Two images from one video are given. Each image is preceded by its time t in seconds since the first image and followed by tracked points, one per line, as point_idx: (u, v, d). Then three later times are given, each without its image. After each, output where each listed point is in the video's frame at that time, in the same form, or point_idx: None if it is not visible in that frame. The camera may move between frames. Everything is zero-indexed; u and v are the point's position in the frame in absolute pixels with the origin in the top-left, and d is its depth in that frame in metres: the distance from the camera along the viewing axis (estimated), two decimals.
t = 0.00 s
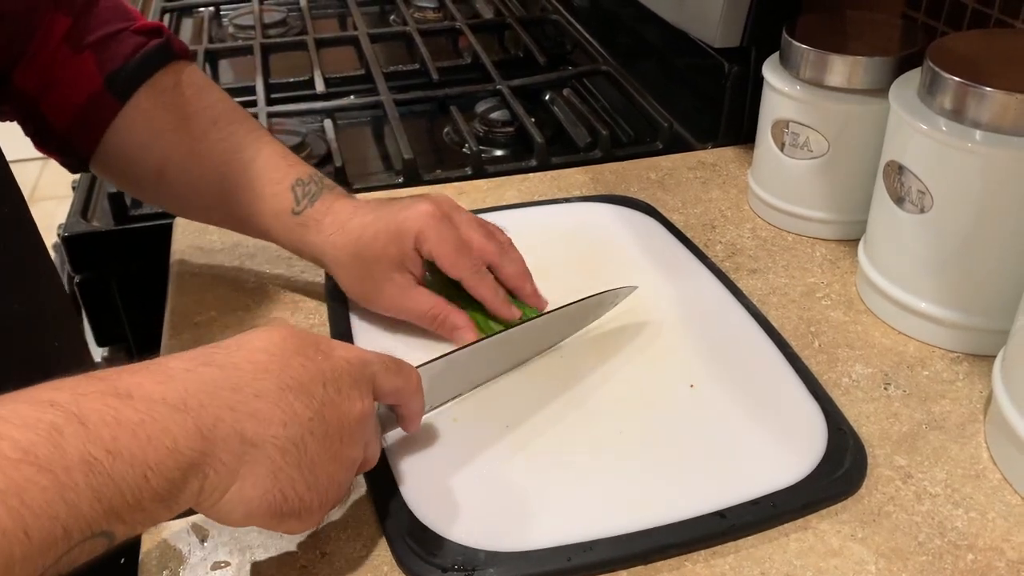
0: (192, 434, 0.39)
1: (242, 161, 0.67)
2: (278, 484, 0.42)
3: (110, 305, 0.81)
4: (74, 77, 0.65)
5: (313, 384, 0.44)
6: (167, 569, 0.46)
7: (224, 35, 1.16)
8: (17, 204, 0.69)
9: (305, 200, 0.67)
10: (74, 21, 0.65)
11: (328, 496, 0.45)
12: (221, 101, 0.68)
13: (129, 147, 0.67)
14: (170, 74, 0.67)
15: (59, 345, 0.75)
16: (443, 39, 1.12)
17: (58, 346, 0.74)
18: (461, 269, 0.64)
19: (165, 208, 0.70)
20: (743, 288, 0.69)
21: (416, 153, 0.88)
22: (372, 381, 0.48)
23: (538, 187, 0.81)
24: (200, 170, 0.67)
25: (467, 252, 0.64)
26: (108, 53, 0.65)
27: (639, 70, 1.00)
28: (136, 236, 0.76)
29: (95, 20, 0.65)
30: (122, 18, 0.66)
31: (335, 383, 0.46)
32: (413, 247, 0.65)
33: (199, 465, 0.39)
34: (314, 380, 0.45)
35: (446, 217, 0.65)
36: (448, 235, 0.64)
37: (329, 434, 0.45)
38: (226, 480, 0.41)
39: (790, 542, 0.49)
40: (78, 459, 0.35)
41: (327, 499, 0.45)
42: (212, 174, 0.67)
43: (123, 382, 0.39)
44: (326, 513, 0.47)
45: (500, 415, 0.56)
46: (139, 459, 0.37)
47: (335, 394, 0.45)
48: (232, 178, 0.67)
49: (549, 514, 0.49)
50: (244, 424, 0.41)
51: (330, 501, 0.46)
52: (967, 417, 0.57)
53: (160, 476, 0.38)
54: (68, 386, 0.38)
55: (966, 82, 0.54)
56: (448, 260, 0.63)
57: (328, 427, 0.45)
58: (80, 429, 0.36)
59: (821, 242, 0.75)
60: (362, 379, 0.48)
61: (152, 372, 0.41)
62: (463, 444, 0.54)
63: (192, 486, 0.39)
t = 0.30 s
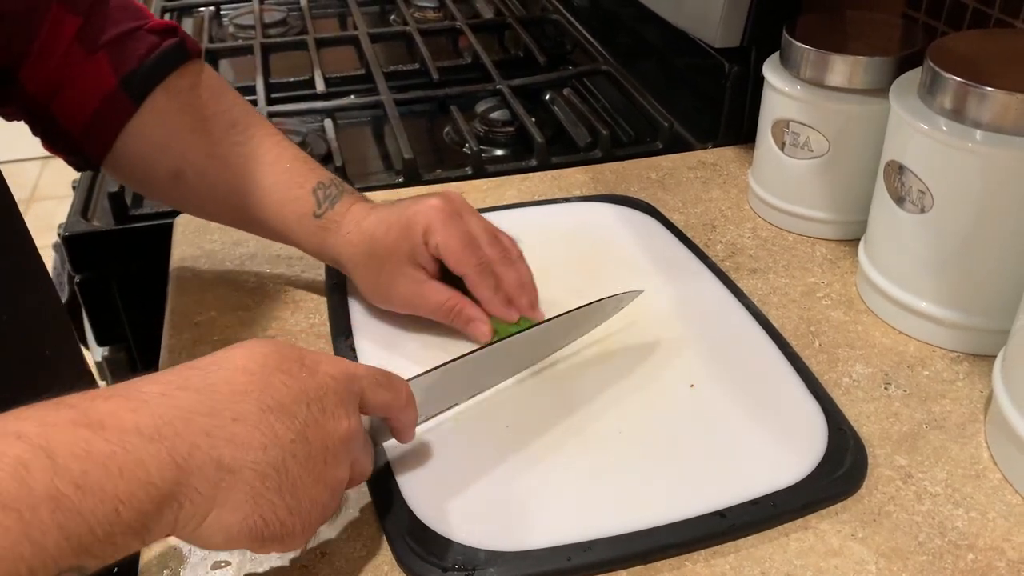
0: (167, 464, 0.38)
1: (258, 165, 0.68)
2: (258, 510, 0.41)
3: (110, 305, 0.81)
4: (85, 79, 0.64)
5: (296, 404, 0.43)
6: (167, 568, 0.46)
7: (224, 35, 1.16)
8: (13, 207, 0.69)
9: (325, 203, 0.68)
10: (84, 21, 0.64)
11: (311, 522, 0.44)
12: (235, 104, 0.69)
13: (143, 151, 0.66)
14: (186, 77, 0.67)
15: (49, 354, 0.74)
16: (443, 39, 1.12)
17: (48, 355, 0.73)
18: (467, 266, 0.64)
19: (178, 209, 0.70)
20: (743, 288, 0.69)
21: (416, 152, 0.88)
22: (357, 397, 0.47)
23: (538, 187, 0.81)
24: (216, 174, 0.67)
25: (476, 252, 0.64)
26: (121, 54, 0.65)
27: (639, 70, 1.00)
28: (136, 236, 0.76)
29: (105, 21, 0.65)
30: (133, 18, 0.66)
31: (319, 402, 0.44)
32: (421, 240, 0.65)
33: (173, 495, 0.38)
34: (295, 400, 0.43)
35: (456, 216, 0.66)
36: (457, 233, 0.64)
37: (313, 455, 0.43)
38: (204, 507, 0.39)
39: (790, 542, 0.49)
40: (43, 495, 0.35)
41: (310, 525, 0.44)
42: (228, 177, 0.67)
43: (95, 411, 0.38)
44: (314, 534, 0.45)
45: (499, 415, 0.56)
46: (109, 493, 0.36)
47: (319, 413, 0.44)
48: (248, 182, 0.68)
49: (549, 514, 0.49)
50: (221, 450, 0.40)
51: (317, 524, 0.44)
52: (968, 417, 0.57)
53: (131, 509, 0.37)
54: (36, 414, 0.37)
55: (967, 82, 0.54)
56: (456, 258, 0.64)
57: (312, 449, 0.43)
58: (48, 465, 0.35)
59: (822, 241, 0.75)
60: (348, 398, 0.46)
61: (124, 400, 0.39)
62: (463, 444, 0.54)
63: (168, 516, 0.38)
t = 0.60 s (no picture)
0: (144, 493, 0.37)
1: (250, 188, 0.67)
2: (237, 535, 0.41)
3: (110, 304, 0.81)
4: (80, 90, 0.64)
5: (280, 429, 0.43)
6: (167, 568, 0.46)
7: (224, 34, 1.16)
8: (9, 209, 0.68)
9: (310, 238, 0.67)
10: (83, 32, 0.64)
11: (292, 545, 0.44)
12: (233, 125, 0.68)
13: (137, 167, 0.66)
14: (182, 95, 0.66)
15: (49, 364, 0.75)
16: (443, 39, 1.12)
17: (47, 365, 0.74)
18: (443, 310, 0.61)
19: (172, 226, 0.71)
20: (743, 288, 0.69)
21: (417, 152, 0.88)
22: (346, 419, 0.47)
23: (538, 186, 0.81)
24: (208, 195, 0.67)
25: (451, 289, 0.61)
26: (118, 67, 0.64)
27: (639, 70, 1.00)
28: (137, 235, 0.76)
29: (107, 32, 0.65)
30: (134, 31, 0.65)
31: (304, 426, 0.44)
32: (394, 285, 0.62)
33: (151, 520, 0.38)
34: (280, 423, 0.43)
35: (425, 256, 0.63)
36: (427, 275, 0.61)
37: (295, 480, 0.43)
38: (182, 532, 0.39)
39: (789, 541, 0.49)
40: (16, 523, 0.34)
41: (291, 548, 0.44)
42: (219, 200, 0.67)
43: (70, 434, 0.37)
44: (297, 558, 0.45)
45: (499, 414, 0.56)
46: (84, 519, 0.36)
47: (303, 438, 0.44)
48: (242, 206, 0.67)
49: (549, 513, 0.49)
50: (199, 474, 0.39)
51: (298, 549, 0.44)
52: (968, 416, 0.57)
53: (108, 536, 0.36)
54: (7, 442, 0.36)
55: (969, 82, 0.54)
56: (430, 300, 0.61)
57: (295, 473, 0.43)
58: (21, 490, 0.35)
59: (822, 240, 0.75)
60: (336, 422, 0.46)
61: (102, 423, 0.39)
62: (464, 443, 0.54)
63: (147, 540, 0.38)
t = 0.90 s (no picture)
0: (126, 487, 0.37)
1: (241, 156, 0.66)
2: (221, 530, 0.40)
3: (111, 302, 0.81)
4: (69, 70, 0.64)
5: (268, 421, 0.42)
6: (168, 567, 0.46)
7: (224, 33, 1.16)
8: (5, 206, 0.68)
9: (304, 198, 0.66)
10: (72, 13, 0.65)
11: (278, 539, 0.43)
12: (224, 95, 0.68)
13: (126, 142, 0.66)
14: (171, 68, 0.67)
15: (54, 368, 0.74)
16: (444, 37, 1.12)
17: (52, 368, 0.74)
18: (466, 287, 0.61)
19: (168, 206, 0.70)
20: (743, 286, 0.69)
21: (417, 150, 0.88)
22: (338, 412, 0.46)
23: (539, 185, 0.81)
24: (196, 164, 0.66)
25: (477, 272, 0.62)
26: (106, 45, 0.65)
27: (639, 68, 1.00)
28: (137, 234, 0.76)
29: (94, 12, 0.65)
30: (122, 12, 0.66)
31: (293, 417, 0.44)
32: (420, 258, 0.62)
33: (134, 516, 0.37)
34: (267, 416, 0.43)
35: (458, 232, 0.63)
36: (457, 250, 0.62)
37: (283, 473, 0.43)
38: (165, 528, 0.39)
39: (790, 540, 0.49)
40: None
41: (278, 542, 0.43)
42: (208, 167, 0.66)
43: (50, 430, 0.37)
44: (288, 553, 0.45)
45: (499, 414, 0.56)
46: (65, 516, 0.35)
47: (292, 430, 0.43)
48: (233, 172, 0.66)
49: (550, 513, 0.49)
50: (186, 469, 0.39)
51: (286, 543, 0.44)
52: (968, 415, 0.57)
53: (90, 533, 0.36)
54: None
55: (970, 80, 0.54)
56: (454, 278, 0.61)
57: (282, 466, 0.43)
58: (0, 489, 0.35)
59: (822, 239, 0.75)
60: (328, 414, 0.45)
61: (85, 417, 0.39)
62: (465, 444, 0.54)
63: (130, 536, 0.38)
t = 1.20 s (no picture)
0: (143, 459, 0.37)
1: (245, 178, 0.66)
2: (233, 500, 0.40)
3: (111, 301, 0.81)
4: (75, 84, 0.64)
5: (271, 397, 0.43)
6: (168, 565, 0.46)
7: (224, 31, 1.16)
8: (4, 204, 0.68)
9: (308, 223, 0.67)
10: (79, 28, 0.65)
11: (289, 511, 0.43)
12: (226, 118, 0.68)
13: (129, 160, 0.66)
14: (177, 88, 0.67)
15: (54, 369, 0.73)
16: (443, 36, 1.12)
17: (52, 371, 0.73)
18: (461, 281, 0.61)
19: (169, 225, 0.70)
20: (743, 284, 0.69)
21: (417, 149, 0.88)
22: (337, 390, 0.47)
23: (538, 183, 0.81)
24: (200, 185, 0.66)
25: (469, 265, 0.62)
26: (113, 63, 0.65)
27: (638, 66, 1.00)
28: (139, 233, 0.76)
29: (102, 28, 0.66)
30: (129, 29, 0.66)
31: (293, 391, 0.44)
32: (412, 262, 0.63)
33: (150, 486, 0.37)
34: (270, 389, 0.43)
35: (445, 232, 0.64)
36: (446, 248, 0.62)
37: (288, 445, 0.43)
38: (179, 499, 0.39)
39: (790, 538, 0.49)
40: (18, 492, 0.34)
41: (289, 514, 0.43)
42: (213, 190, 0.66)
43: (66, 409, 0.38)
44: (299, 528, 0.45)
45: (499, 413, 0.56)
46: (85, 486, 0.35)
47: (294, 403, 0.44)
48: (235, 195, 0.66)
49: (549, 511, 0.49)
50: (195, 442, 0.39)
51: (297, 515, 0.44)
52: (968, 414, 0.57)
53: (109, 502, 0.36)
54: (8, 417, 0.36)
55: (969, 79, 0.54)
56: (446, 274, 0.61)
57: (287, 439, 0.43)
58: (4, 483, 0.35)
59: (822, 237, 0.75)
60: (327, 390, 0.46)
61: (98, 396, 0.39)
62: (466, 444, 0.54)
63: (145, 508, 0.38)
